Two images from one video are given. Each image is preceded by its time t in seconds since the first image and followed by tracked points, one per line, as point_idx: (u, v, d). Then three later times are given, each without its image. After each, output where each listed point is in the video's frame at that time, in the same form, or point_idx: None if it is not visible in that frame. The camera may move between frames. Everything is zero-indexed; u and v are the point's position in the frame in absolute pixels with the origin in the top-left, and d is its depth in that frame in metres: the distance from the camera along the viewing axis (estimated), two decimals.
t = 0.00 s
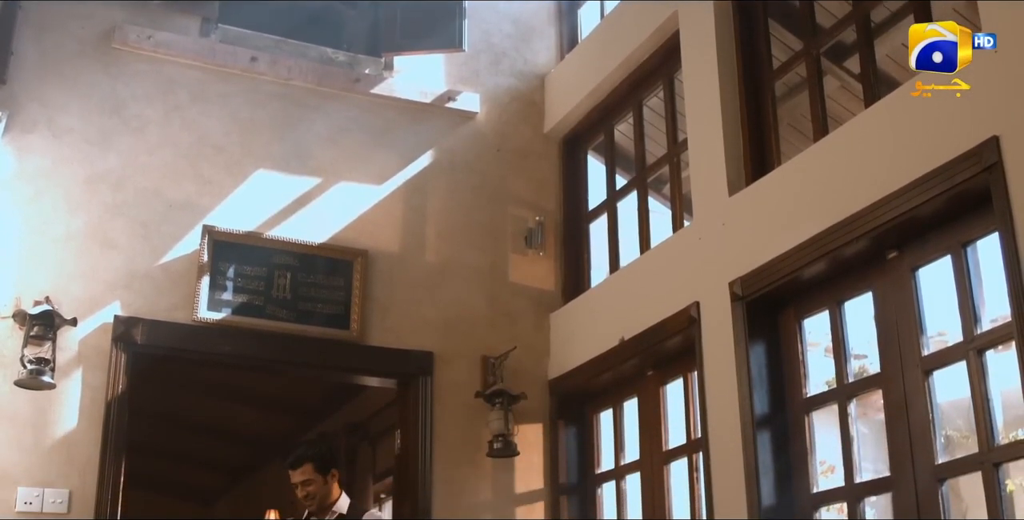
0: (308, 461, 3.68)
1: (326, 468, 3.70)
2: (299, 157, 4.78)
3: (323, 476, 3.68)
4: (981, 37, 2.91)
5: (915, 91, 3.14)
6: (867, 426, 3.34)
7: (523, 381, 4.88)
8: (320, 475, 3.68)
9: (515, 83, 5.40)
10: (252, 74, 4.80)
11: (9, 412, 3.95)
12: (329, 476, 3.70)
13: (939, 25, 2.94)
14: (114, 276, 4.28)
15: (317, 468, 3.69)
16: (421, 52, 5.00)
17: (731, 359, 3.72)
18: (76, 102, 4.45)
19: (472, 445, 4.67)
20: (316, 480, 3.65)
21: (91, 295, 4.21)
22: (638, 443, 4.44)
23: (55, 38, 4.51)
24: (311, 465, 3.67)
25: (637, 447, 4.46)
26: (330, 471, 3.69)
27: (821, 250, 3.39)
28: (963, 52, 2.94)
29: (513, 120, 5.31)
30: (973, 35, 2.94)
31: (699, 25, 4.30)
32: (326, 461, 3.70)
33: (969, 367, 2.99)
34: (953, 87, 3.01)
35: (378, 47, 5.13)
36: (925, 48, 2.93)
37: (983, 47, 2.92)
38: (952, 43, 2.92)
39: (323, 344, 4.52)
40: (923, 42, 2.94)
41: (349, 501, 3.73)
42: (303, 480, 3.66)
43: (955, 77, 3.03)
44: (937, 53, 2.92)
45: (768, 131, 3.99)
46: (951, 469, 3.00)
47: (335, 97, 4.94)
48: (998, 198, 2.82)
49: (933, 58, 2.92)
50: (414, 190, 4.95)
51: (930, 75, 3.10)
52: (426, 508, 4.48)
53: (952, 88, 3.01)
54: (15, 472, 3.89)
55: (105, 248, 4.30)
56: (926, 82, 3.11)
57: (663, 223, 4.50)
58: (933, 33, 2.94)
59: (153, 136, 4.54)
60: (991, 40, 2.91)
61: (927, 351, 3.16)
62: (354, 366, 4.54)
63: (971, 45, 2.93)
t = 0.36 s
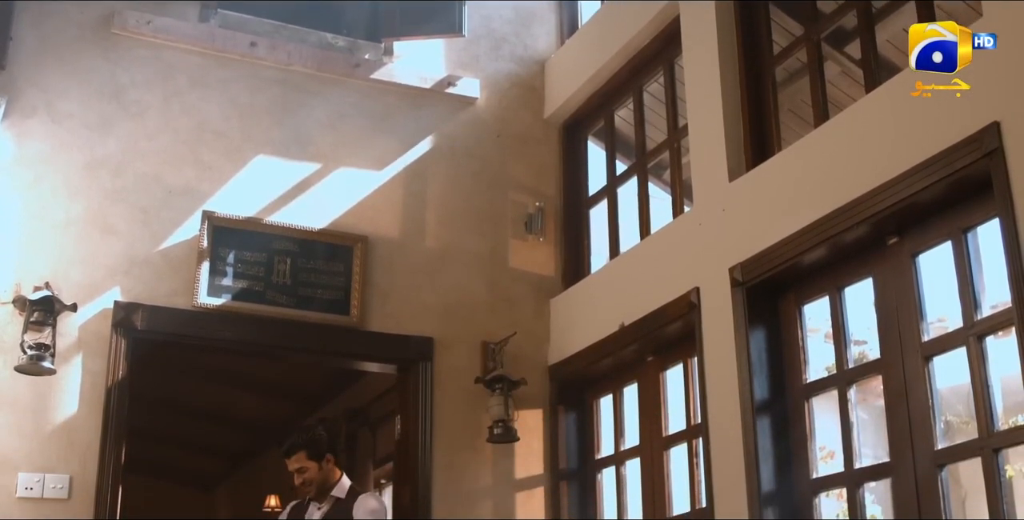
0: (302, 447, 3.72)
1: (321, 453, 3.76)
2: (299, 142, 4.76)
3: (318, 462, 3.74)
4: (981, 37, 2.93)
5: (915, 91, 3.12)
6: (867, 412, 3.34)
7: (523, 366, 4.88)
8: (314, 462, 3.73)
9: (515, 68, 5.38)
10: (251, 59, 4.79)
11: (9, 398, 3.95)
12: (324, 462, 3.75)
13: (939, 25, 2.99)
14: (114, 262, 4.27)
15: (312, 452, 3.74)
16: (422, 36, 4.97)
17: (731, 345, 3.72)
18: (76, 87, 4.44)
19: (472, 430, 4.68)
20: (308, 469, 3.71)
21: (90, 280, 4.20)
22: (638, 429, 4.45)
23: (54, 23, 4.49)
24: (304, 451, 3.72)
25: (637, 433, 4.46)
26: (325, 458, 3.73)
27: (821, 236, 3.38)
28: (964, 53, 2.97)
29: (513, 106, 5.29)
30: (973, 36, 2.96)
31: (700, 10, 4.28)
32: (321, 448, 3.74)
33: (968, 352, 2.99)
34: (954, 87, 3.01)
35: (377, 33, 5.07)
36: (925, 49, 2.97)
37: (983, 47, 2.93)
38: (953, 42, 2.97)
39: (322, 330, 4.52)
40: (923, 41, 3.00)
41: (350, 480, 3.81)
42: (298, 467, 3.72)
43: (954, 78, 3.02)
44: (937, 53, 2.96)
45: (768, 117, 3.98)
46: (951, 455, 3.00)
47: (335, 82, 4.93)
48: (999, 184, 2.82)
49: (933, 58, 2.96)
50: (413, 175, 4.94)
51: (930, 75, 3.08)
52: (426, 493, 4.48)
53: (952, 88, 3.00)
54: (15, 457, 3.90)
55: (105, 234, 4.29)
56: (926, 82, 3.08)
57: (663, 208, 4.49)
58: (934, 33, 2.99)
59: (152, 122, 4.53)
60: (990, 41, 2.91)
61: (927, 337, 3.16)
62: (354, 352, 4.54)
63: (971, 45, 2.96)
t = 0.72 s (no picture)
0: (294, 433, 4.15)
1: (311, 441, 4.14)
2: (298, 128, 4.75)
3: (307, 449, 4.14)
4: (981, 37, 2.93)
5: (915, 91, 3.11)
6: (866, 398, 3.34)
7: (523, 352, 4.88)
8: (304, 449, 4.14)
9: (515, 54, 5.36)
10: (250, 45, 4.77)
11: (9, 383, 3.95)
12: (314, 450, 4.14)
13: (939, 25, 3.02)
14: (114, 247, 4.27)
15: (303, 439, 4.15)
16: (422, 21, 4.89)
17: (731, 331, 3.72)
18: (75, 73, 4.43)
19: (472, 416, 4.68)
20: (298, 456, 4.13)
21: (90, 266, 4.20)
22: (638, 414, 4.45)
23: (53, 8, 4.48)
24: (295, 438, 4.14)
25: (637, 419, 4.47)
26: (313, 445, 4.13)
27: (822, 222, 3.37)
28: (963, 52, 2.98)
29: (513, 91, 5.28)
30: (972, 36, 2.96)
31: None
32: (310, 436, 4.13)
33: (969, 338, 2.99)
34: (954, 87, 3.00)
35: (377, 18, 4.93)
36: (925, 50, 3.02)
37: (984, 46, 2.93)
38: (952, 42, 2.99)
39: (322, 315, 4.52)
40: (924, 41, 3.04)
41: (347, 463, 4.16)
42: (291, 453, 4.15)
43: (954, 78, 3.01)
44: (936, 53, 3.00)
45: (768, 102, 3.97)
46: (950, 441, 3.00)
47: (335, 67, 4.91)
48: (999, 170, 2.81)
49: (932, 58, 3.00)
50: (413, 161, 4.94)
51: (930, 75, 3.07)
52: (426, 479, 4.49)
53: (952, 88, 3.00)
54: (15, 443, 3.90)
55: (105, 220, 4.29)
56: (926, 82, 3.07)
57: (663, 194, 4.49)
58: (934, 33, 3.03)
59: (152, 107, 4.52)
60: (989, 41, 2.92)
61: (927, 322, 3.16)
62: (354, 337, 4.55)
63: (971, 45, 2.96)
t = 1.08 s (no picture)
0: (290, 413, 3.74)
1: (305, 425, 3.70)
2: (298, 114, 4.74)
3: (301, 433, 3.70)
4: (981, 37, 2.92)
5: (915, 90, 3.09)
6: (866, 384, 3.34)
7: (523, 338, 4.88)
8: (297, 434, 3.70)
9: (515, 39, 5.34)
10: (250, 31, 4.75)
11: (9, 369, 3.96)
12: (306, 436, 3.68)
13: (940, 26, 3.04)
14: (114, 233, 4.26)
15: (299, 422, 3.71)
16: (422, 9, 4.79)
17: (731, 317, 3.72)
18: (73, 59, 4.41)
19: (472, 402, 4.69)
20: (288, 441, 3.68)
21: (90, 252, 4.20)
22: (638, 400, 4.46)
23: None
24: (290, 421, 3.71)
25: (637, 404, 4.47)
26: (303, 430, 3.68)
27: (822, 208, 3.37)
28: (963, 52, 2.97)
29: (513, 77, 5.26)
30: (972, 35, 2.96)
31: None
32: (303, 421, 3.69)
33: (969, 324, 2.98)
34: (954, 87, 2.98)
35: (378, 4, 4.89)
36: (926, 52, 3.04)
37: (983, 46, 2.92)
38: (952, 42, 2.99)
39: (322, 301, 4.52)
40: (924, 42, 3.07)
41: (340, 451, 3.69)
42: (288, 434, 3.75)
43: (954, 78, 2.99)
44: (936, 53, 3.00)
45: (769, 88, 3.95)
46: (950, 426, 3.00)
47: (334, 53, 4.89)
48: (999, 156, 2.81)
49: (933, 58, 3.01)
50: (414, 146, 4.93)
51: (930, 75, 3.05)
52: (426, 465, 4.49)
53: (952, 89, 2.98)
54: (16, 428, 3.91)
55: (105, 206, 4.28)
56: (926, 82, 3.06)
57: (663, 180, 4.48)
58: (934, 33, 3.05)
59: (151, 93, 4.50)
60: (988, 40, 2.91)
61: (927, 309, 3.16)
62: (354, 323, 4.55)
63: (971, 44, 2.95)
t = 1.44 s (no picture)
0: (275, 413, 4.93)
1: (290, 418, 4.92)
2: (298, 99, 4.73)
3: (286, 425, 4.90)
4: (981, 37, 2.91)
5: (915, 90, 3.08)
6: (866, 370, 3.34)
7: (523, 324, 4.88)
8: (283, 424, 4.90)
9: (515, 25, 5.32)
10: (249, 16, 4.74)
11: (10, 355, 3.96)
12: (292, 425, 4.90)
13: (940, 25, 3.02)
14: (114, 219, 4.26)
15: (283, 418, 4.93)
16: None
17: (731, 302, 3.72)
18: (72, 44, 4.40)
19: (472, 388, 4.69)
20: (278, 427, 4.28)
21: (90, 238, 4.19)
22: (638, 386, 4.46)
23: None
24: (276, 415, 4.92)
25: (637, 391, 4.48)
26: (288, 422, 4.88)
27: (822, 194, 3.36)
28: (963, 51, 2.96)
29: (513, 62, 5.25)
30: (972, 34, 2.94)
31: None
32: (287, 414, 4.91)
33: (969, 310, 2.98)
34: (953, 87, 2.97)
35: None
36: (926, 52, 3.03)
37: (984, 46, 2.90)
38: (952, 42, 2.98)
39: (323, 287, 4.52)
40: (923, 42, 3.06)
41: (318, 442, 4.78)
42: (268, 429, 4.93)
43: (954, 78, 2.98)
44: (936, 53, 2.99)
45: (770, 74, 3.94)
46: (950, 412, 3.01)
47: (334, 38, 4.88)
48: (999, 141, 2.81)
49: (932, 58, 3.00)
50: (413, 132, 4.91)
51: (930, 75, 3.04)
52: (426, 451, 4.50)
53: (952, 88, 2.97)
54: (16, 414, 3.91)
55: (105, 192, 4.27)
56: (926, 82, 3.04)
57: (663, 166, 4.47)
58: (934, 33, 3.04)
59: (151, 79, 4.49)
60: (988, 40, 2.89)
61: (927, 295, 3.16)
62: (353, 309, 4.55)
63: (972, 44, 2.93)
